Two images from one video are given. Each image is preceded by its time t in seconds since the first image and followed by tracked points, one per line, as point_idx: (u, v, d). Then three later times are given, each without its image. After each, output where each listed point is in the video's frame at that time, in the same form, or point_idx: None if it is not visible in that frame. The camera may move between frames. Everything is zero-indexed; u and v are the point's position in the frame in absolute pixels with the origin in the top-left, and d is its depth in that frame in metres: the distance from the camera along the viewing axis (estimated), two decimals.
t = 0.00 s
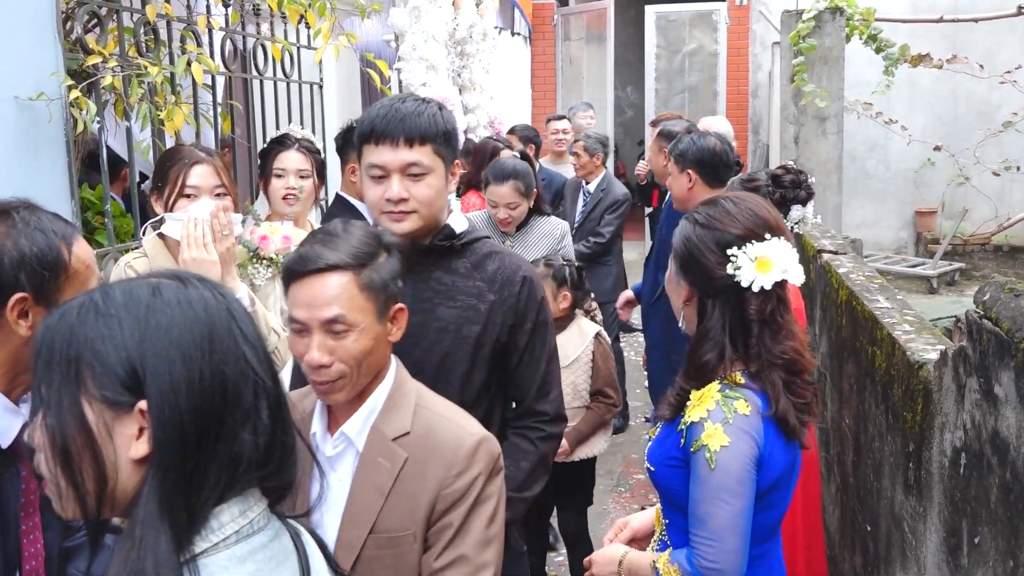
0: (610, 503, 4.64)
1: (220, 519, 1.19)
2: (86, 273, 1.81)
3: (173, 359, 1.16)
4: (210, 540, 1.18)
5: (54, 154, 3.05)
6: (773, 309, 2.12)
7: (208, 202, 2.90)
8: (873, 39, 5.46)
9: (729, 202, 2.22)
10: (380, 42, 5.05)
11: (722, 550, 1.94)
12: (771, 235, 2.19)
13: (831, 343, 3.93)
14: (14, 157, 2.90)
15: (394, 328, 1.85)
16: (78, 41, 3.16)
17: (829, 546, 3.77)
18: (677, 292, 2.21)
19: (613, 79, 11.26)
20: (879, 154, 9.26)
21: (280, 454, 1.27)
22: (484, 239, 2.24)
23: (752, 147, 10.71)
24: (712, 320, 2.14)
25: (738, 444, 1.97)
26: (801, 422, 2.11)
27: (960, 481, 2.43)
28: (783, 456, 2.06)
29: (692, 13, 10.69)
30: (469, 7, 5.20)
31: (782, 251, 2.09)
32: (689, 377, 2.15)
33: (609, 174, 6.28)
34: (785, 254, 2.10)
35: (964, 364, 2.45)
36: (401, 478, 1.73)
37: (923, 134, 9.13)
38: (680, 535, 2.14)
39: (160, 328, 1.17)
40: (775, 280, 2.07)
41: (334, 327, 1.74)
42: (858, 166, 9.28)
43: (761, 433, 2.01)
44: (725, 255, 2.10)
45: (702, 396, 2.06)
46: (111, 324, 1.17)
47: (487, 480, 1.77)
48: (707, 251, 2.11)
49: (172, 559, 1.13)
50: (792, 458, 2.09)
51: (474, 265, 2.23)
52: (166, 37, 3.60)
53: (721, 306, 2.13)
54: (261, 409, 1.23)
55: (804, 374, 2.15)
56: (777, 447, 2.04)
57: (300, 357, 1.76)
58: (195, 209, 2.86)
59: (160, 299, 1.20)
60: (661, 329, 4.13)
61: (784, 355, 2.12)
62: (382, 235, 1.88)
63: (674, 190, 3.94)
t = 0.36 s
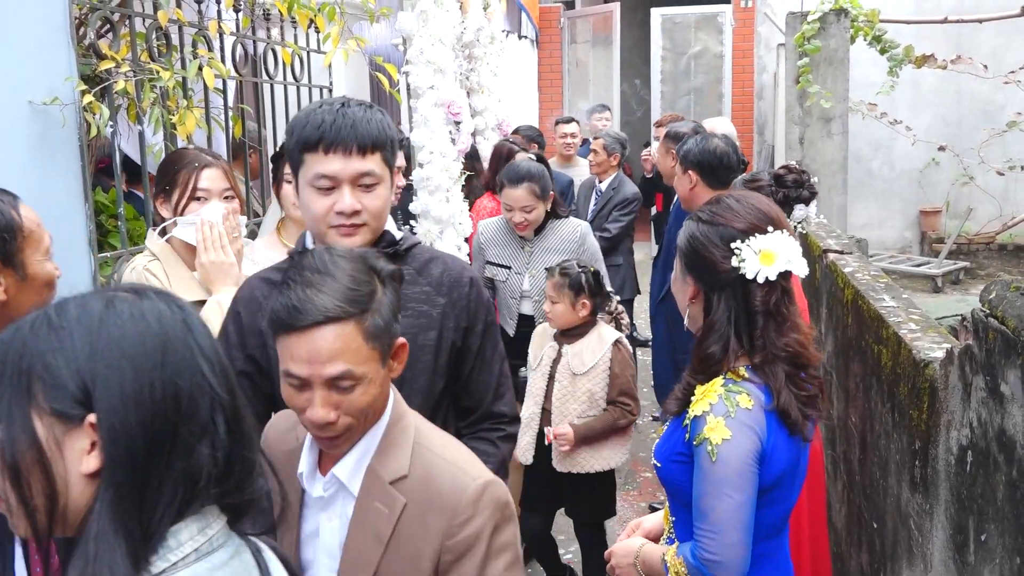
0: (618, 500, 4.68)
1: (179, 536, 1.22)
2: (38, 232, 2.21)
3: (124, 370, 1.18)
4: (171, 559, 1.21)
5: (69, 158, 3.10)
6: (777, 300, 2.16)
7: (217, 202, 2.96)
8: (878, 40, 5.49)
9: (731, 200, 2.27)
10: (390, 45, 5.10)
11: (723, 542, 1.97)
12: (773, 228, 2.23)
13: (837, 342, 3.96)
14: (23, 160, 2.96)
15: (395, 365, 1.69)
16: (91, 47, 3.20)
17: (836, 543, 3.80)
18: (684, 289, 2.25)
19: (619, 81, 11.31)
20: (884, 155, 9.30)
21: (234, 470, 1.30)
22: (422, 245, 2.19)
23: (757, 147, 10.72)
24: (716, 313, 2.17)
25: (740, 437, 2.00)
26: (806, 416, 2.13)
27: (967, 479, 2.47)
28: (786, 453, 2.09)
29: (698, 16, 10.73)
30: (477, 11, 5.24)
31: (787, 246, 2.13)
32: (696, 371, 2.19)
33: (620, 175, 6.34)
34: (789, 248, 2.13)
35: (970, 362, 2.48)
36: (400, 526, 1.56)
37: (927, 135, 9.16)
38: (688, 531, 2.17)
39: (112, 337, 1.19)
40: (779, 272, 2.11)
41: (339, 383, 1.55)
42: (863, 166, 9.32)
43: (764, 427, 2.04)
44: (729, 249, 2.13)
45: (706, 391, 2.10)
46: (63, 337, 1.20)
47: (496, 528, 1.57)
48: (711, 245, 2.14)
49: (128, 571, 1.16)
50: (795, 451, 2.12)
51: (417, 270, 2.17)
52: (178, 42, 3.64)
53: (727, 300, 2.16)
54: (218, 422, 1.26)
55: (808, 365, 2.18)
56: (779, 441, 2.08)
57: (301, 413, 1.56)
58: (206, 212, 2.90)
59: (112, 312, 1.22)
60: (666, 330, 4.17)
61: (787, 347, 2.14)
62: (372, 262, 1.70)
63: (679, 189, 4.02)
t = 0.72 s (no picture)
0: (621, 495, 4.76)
1: (104, 536, 1.19)
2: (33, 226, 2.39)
3: (41, 370, 1.15)
4: (96, 559, 1.17)
5: (84, 162, 3.17)
6: (771, 296, 2.23)
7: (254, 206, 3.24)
8: (874, 43, 5.57)
9: (730, 198, 2.36)
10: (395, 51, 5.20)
11: (722, 529, 2.05)
12: (770, 226, 2.32)
13: (835, 339, 4.04)
14: (42, 163, 3.04)
15: (457, 395, 1.55)
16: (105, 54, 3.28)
17: (835, 535, 3.88)
18: (682, 282, 2.34)
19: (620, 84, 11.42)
20: (880, 154, 9.39)
21: (165, 467, 1.24)
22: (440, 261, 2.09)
23: (757, 148, 10.82)
24: (713, 307, 2.26)
25: (739, 426, 2.09)
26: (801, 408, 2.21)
27: (963, 471, 2.55)
28: (783, 443, 2.17)
29: (697, 19, 10.82)
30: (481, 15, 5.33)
31: (781, 242, 2.21)
32: (694, 364, 2.27)
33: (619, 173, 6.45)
34: (783, 244, 2.22)
35: (965, 358, 2.57)
36: None
37: (923, 135, 9.25)
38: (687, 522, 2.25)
39: (37, 336, 1.16)
40: (775, 267, 2.19)
41: (401, 398, 1.41)
42: (860, 165, 9.42)
43: (763, 416, 2.13)
44: (727, 245, 2.22)
45: (706, 382, 2.18)
46: None
47: None
48: (709, 241, 2.23)
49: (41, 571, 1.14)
50: (792, 441, 2.20)
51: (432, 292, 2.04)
52: (190, 49, 3.72)
53: (723, 295, 2.24)
54: (139, 421, 1.21)
55: (802, 361, 2.26)
56: (777, 432, 2.16)
57: (351, 436, 1.42)
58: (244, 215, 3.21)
59: (39, 310, 1.19)
60: (666, 327, 4.25)
61: (783, 341, 2.22)
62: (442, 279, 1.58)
63: (679, 188, 4.10)
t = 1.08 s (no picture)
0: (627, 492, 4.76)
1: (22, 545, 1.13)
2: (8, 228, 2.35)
3: None
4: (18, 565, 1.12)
5: (90, 161, 3.17)
6: (779, 292, 2.24)
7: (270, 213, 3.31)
8: (879, 39, 5.56)
9: (736, 194, 2.37)
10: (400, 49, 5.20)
11: (733, 525, 2.05)
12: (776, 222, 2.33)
13: (842, 336, 4.03)
14: (43, 164, 3.03)
15: (453, 422, 1.37)
16: (111, 52, 3.28)
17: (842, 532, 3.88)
18: (688, 279, 2.34)
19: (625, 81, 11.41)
20: (886, 150, 9.38)
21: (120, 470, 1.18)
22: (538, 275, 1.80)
23: (762, 145, 10.81)
24: (721, 304, 2.25)
25: (749, 421, 2.09)
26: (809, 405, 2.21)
27: (969, 468, 2.54)
28: (792, 438, 2.17)
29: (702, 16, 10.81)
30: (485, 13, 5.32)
31: (789, 238, 2.22)
32: (701, 361, 2.26)
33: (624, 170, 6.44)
34: (792, 241, 2.22)
35: (972, 354, 2.56)
36: None
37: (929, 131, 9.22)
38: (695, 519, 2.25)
39: None
40: (781, 264, 2.19)
41: (373, 417, 1.26)
42: (866, 162, 9.41)
43: (771, 413, 2.13)
44: (734, 241, 2.22)
45: (714, 378, 2.18)
46: None
47: None
48: (716, 237, 2.23)
49: None
50: (800, 438, 2.20)
51: (525, 308, 1.79)
52: (195, 47, 3.72)
53: (730, 290, 2.24)
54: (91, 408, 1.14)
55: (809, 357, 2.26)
56: (786, 428, 2.16)
57: (323, 462, 1.26)
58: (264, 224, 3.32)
59: None
60: (672, 324, 4.24)
61: (790, 337, 2.23)
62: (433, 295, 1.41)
63: (683, 187, 4.10)
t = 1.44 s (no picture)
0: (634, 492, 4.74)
1: None
2: None
3: None
4: None
5: (99, 160, 3.19)
6: (790, 290, 2.24)
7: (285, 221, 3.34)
8: (889, 38, 5.54)
9: (746, 193, 2.36)
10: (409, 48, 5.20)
11: (747, 524, 2.04)
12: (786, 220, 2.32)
13: (851, 336, 4.01)
14: (52, 163, 3.04)
15: (365, 483, 1.25)
16: (121, 51, 3.28)
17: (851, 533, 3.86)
18: (697, 279, 2.33)
19: (634, 81, 11.39)
20: (897, 150, 9.35)
21: None
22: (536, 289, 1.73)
23: (772, 144, 10.79)
24: (732, 302, 2.25)
25: (762, 421, 2.08)
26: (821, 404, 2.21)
27: (979, 469, 2.53)
28: (804, 437, 2.17)
29: (711, 15, 10.79)
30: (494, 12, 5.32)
31: (801, 237, 2.21)
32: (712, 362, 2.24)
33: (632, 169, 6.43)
34: (803, 240, 2.22)
35: (981, 354, 2.55)
36: None
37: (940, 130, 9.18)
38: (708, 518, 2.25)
39: None
40: (792, 262, 2.19)
41: (248, 498, 1.13)
42: (876, 161, 9.38)
43: (784, 413, 2.12)
44: (745, 240, 2.21)
45: (726, 378, 2.17)
46: None
47: None
48: (727, 236, 2.22)
49: None
50: (813, 437, 2.20)
51: (527, 328, 1.71)
52: (205, 47, 3.73)
53: (741, 289, 2.24)
54: None
55: (819, 355, 2.26)
56: (799, 428, 2.15)
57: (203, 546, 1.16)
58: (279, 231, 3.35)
59: None
60: (681, 323, 4.23)
61: (802, 335, 2.23)
62: (338, 323, 1.30)
63: (693, 186, 4.08)
